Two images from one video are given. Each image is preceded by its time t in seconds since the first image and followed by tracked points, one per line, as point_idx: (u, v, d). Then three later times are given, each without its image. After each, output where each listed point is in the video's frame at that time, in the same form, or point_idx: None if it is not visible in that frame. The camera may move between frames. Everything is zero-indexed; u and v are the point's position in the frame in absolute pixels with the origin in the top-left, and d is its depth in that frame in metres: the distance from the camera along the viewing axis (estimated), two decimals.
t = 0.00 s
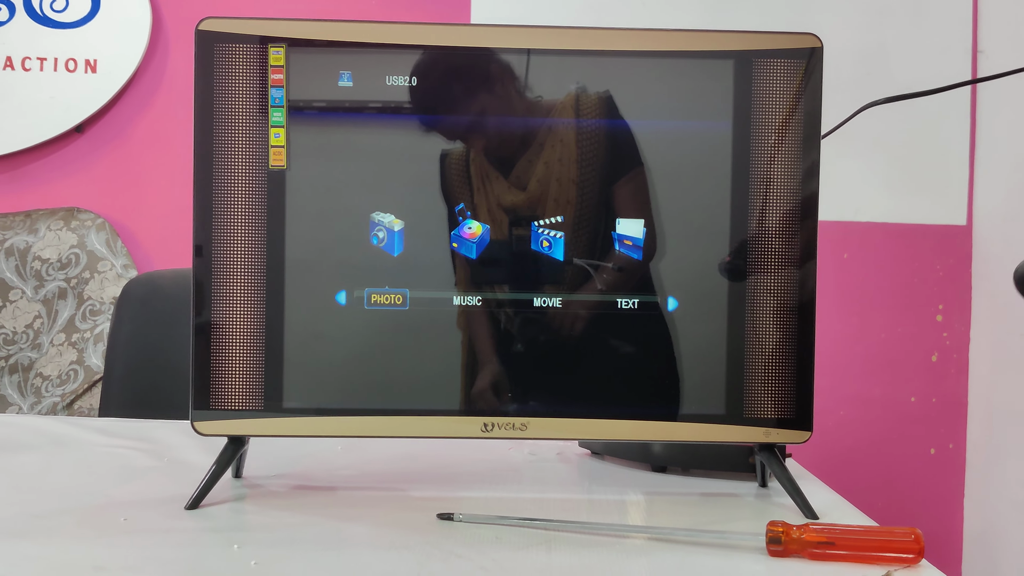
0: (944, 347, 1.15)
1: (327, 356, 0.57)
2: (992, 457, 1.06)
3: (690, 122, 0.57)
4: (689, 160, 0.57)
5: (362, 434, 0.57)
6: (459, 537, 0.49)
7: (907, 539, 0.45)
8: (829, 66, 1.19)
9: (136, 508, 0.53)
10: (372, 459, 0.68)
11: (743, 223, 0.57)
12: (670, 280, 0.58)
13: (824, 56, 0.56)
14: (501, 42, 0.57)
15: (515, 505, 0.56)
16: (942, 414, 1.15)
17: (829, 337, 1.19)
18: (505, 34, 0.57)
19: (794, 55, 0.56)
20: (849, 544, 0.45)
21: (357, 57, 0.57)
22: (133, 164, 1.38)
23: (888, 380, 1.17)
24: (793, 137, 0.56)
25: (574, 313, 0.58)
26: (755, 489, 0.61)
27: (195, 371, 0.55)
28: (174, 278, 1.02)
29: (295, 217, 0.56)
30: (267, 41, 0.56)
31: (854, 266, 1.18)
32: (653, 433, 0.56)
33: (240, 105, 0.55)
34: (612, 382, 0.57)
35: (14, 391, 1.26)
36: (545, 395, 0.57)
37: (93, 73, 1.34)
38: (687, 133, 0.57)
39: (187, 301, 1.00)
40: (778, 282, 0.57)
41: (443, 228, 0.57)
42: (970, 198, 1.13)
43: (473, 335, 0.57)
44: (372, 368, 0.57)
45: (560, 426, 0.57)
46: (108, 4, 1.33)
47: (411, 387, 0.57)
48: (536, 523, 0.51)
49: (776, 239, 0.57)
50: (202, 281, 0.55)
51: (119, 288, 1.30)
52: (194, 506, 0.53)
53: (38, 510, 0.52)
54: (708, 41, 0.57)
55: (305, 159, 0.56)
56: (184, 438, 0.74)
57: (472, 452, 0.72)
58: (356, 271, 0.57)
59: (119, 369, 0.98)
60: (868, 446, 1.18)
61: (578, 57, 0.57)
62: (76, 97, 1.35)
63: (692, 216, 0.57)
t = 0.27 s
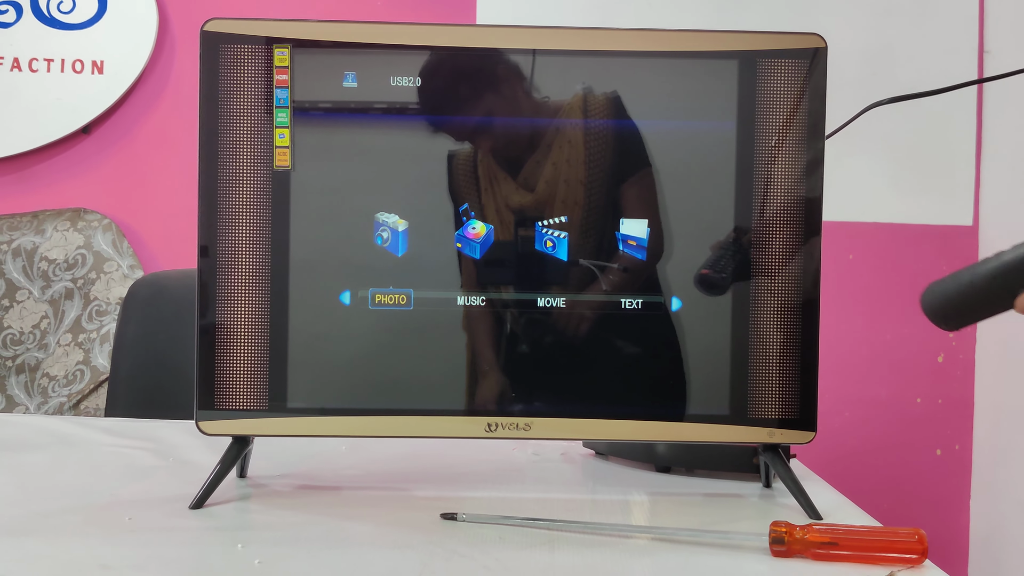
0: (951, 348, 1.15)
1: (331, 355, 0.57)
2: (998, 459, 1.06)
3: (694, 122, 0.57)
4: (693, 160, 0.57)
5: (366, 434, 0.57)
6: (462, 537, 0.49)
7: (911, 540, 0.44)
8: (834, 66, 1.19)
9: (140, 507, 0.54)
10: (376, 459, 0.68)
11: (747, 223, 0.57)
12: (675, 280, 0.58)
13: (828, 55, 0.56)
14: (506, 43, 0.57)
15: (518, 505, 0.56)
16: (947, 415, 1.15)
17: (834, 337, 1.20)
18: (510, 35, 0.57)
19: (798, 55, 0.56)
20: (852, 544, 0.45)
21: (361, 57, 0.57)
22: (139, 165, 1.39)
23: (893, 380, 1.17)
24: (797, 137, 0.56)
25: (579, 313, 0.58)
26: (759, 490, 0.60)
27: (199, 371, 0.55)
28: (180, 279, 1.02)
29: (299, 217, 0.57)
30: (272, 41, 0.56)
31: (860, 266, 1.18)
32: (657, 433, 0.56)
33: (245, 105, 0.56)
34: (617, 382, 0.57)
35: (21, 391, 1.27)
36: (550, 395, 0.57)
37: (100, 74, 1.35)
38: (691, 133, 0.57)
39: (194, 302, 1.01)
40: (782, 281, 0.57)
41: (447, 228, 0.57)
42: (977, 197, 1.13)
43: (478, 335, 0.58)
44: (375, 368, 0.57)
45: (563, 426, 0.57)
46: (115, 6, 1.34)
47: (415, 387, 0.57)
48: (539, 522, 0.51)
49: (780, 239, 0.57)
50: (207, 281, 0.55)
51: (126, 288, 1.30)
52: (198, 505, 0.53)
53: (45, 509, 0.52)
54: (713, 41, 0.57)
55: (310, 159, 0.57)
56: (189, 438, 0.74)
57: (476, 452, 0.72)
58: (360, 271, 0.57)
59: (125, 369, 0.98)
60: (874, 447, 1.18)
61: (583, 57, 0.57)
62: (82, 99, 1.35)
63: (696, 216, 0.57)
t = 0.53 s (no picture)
0: (955, 349, 1.15)
1: (333, 356, 0.57)
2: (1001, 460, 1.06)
3: (697, 123, 0.57)
4: (696, 160, 0.57)
5: (368, 434, 0.57)
6: (464, 537, 0.49)
7: (912, 541, 0.44)
8: (838, 68, 1.20)
9: (143, 508, 0.54)
10: (379, 460, 0.68)
11: (749, 223, 0.57)
12: (680, 281, 0.57)
13: (829, 55, 0.56)
14: (510, 44, 0.57)
15: (520, 505, 0.56)
16: (952, 416, 1.16)
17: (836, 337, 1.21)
18: (513, 35, 0.57)
19: (800, 55, 0.56)
20: (854, 545, 0.45)
21: (364, 58, 0.57)
22: (142, 165, 1.39)
23: (896, 381, 1.19)
24: (799, 137, 0.56)
25: (583, 314, 0.57)
26: (761, 491, 0.60)
27: (201, 371, 0.56)
28: (184, 280, 1.02)
29: (301, 218, 0.57)
30: (275, 42, 0.56)
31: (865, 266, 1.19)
32: (660, 434, 0.56)
33: (247, 106, 0.56)
34: (620, 383, 0.57)
35: (26, 392, 1.27)
36: (553, 395, 0.57)
37: (104, 75, 1.35)
38: (693, 133, 0.57)
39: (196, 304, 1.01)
40: (784, 282, 0.56)
41: (449, 229, 0.57)
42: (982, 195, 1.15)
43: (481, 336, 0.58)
44: (379, 369, 0.57)
45: (566, 427, 0.57)
46: (120, 7, 1.35)
47: (417, 388, 0.57)
48: (540, 523, 0.51)
49: (781, 239, 0.56)
50: (210, 282, 0.55)
51: (130, 288, 1.30)
52: (200, 505, 0.54)
53: (47, 509, 0.52)
54: (716, 42, 0.57)
55: (312, 160, 0.57)
56: (192, 438, 0.74)
57: (479, 452, 0.72)
58: (362, 271, 0.57)
59: (129, 369, 0.98)
60: (877, 447, 1.19)
61: (586, 58, 0.57)
62: (86, 99, 1.36)
63: (698, 216, 0.57)
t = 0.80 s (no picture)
0: (959, 350, 1.15)
1: (336, 357, 0.57)
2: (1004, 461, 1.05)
3: (701, 123, 0.57)
4: (700, 161, 0.57)
5: (372, 435, 0.57)
6: (467, 538, 0.49)
7: (916, 542, 0.44)
8: (842, 68, 1.20)
9: (147, 508, 0.54)
10: (383, 460, 0.69)
11: (752, 223, 0.57)
12: (684, 282, 0.57)
13: (833, 56, 0.56)
14: (514, 45, 0.57)
15: (524, 506, 0.56)
16: (956, 417, 1.16)
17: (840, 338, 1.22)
18: (517, 37, 0.57)
19: (804, 55, 0.56)
20: (857, 546, 0.45)
21: (368, 60, 0.57)
22: (147, 166, 1.39)
23: (900, 382, 1.19)
24: (803, 137, 0.56)
25: (588, 315, 0.58)
26: (765, 492, 0.60)
27: (205, 371, 0.56)
28: (189, 281, 1.02)
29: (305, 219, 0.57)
30: (279, 43, 0.56)
31: (869, 268, 1.20)
32: (664, 434, 0.56)
33: (251, 107, 0.56)
34: (624, 383, 0.57)
35: (31, 392, 1.28)
36: (558, 396, 0.57)
37: (108, 77, 1.36)
38: (697, 134, 0.57)
39: (200, 305, 1.01)
40: (788, 282, 0.56)
41: (452, 230, 0.58)
42: (986, 196, 1.15)
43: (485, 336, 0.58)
44: (383, 370, 0.57)
45: (570, 428, 0.57)
46: (124, 8, 1.35)
47: (421, 388, 0.57)
48: (544, 524, 0.51)
49: (785, 239, 0.56)
50: (214, 283, 0.55)
51: (135, 289, 1.30)
52: (204, 505, 0.54)
53: (52, 509, 0.53)
54: (720, 43, 0.57)
55: (316, 161, 0.57)
56: (196, 438, 0.74)
57: (483, 453, 0.73)
58: (365, 272, 0.57)
59: (133, 370, 0.99)
60: (881, 448, 1.19)
61: (590, 59, 0.57)
62: (91, 100, 1.36)
63: (702, 217, 0.57)
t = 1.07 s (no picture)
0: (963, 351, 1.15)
1: (340, 358, 0.57)
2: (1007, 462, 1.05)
3: (704, 124, 0.57)
4: (703, 162, 0.57)
5: (375, 436, 0.57)
6: (471, 539, 0.49)
7: (919, 543, 0.44)
8: (846, 69, 1.20)
9: (151, 508, 0.54)
10: (386, 461, 0.69)
11: (756, 224, 0.57)
12: (688, 282, 0.57)
13: (836, 57, 0.56)
14: (517, 46, 0.57)
15: (527, 507, 0.56)
16: (960, 418, 1.16)
17: (842, 339, 1.22)
18: (521, 38, 0.57)
19: (807, 56, 0.56)
20: (861, 547, 0.45)
21: (371, 61, 0.57)
22: (150, 168, 1.40)
23: (904, 383, 1.19)
24: (806, 137, 0.56)
25: (592, 316, 0.58)
26: (768, 493, 0.60)
27: (209, 372, 0.56)
28: (192, 282, 1.02)
29: (308, 220, 0.57)
30: (282, 45, 0.56)
31: (871, 269, 1.20)
32: (668, 436, 0.56)
33: (254, 109, 0.56)
34: (628, 384, 0.57)
35: (35, 394, 1.28)
36: (562, 397, 0.57)
37: (112, 78, 1.36)
38: (700, 135, 0.57)
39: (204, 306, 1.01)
40: (792, 284, 0.56)
41: (456, 231, 0.58)
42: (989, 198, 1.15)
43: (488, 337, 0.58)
44: (387, 371, 0.57)
45: (573, 429, 0.57)
46: (127, 10, 1.35)
47: (424, 389, 0.57)
48: (547, 524, 0.51)
49: (788, 239, 0.56)
50: (218, 284, 0.56)
51: (138, 290, 1.30)
52: (207, 506, 0.54)
53: (55, 510, 0.53)
54: (724, 44, 0.57)
55: (319, 162, 0.57)
56: (200, 439, 0.75)
57: (487, 454, 0.72)
58: (369, 273, 0.58)
59: (137, 371, 0.99)
60: (885, 449, 1.20)
61: (594, 60, 0.57)
62: (94, 102, 1.36)
63: (705, 217, 0.57)
